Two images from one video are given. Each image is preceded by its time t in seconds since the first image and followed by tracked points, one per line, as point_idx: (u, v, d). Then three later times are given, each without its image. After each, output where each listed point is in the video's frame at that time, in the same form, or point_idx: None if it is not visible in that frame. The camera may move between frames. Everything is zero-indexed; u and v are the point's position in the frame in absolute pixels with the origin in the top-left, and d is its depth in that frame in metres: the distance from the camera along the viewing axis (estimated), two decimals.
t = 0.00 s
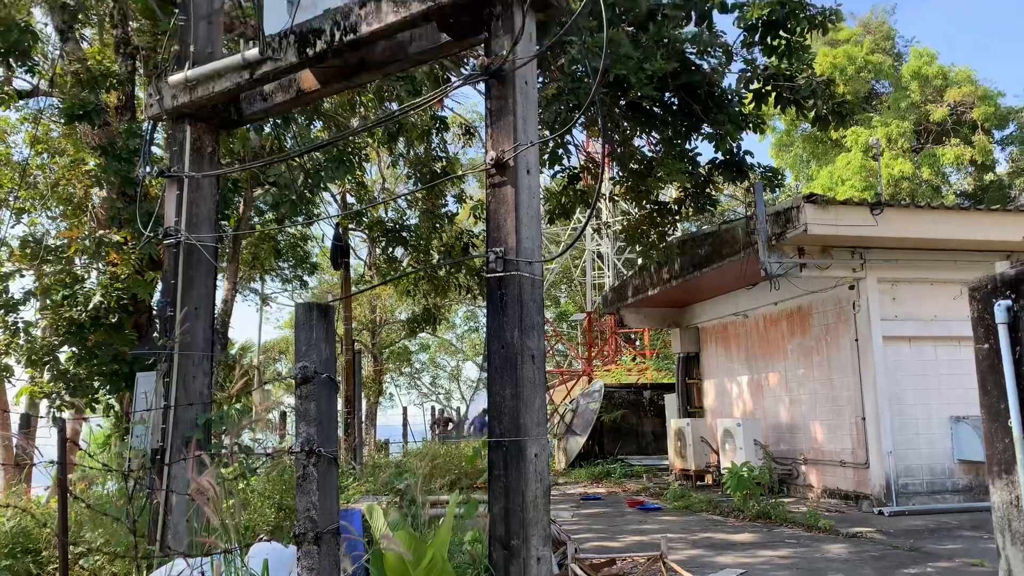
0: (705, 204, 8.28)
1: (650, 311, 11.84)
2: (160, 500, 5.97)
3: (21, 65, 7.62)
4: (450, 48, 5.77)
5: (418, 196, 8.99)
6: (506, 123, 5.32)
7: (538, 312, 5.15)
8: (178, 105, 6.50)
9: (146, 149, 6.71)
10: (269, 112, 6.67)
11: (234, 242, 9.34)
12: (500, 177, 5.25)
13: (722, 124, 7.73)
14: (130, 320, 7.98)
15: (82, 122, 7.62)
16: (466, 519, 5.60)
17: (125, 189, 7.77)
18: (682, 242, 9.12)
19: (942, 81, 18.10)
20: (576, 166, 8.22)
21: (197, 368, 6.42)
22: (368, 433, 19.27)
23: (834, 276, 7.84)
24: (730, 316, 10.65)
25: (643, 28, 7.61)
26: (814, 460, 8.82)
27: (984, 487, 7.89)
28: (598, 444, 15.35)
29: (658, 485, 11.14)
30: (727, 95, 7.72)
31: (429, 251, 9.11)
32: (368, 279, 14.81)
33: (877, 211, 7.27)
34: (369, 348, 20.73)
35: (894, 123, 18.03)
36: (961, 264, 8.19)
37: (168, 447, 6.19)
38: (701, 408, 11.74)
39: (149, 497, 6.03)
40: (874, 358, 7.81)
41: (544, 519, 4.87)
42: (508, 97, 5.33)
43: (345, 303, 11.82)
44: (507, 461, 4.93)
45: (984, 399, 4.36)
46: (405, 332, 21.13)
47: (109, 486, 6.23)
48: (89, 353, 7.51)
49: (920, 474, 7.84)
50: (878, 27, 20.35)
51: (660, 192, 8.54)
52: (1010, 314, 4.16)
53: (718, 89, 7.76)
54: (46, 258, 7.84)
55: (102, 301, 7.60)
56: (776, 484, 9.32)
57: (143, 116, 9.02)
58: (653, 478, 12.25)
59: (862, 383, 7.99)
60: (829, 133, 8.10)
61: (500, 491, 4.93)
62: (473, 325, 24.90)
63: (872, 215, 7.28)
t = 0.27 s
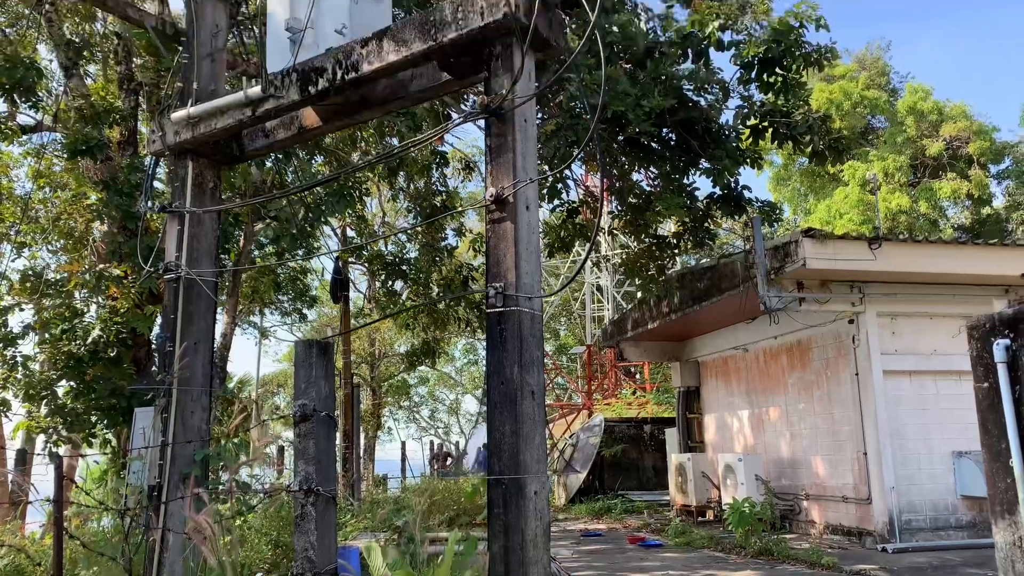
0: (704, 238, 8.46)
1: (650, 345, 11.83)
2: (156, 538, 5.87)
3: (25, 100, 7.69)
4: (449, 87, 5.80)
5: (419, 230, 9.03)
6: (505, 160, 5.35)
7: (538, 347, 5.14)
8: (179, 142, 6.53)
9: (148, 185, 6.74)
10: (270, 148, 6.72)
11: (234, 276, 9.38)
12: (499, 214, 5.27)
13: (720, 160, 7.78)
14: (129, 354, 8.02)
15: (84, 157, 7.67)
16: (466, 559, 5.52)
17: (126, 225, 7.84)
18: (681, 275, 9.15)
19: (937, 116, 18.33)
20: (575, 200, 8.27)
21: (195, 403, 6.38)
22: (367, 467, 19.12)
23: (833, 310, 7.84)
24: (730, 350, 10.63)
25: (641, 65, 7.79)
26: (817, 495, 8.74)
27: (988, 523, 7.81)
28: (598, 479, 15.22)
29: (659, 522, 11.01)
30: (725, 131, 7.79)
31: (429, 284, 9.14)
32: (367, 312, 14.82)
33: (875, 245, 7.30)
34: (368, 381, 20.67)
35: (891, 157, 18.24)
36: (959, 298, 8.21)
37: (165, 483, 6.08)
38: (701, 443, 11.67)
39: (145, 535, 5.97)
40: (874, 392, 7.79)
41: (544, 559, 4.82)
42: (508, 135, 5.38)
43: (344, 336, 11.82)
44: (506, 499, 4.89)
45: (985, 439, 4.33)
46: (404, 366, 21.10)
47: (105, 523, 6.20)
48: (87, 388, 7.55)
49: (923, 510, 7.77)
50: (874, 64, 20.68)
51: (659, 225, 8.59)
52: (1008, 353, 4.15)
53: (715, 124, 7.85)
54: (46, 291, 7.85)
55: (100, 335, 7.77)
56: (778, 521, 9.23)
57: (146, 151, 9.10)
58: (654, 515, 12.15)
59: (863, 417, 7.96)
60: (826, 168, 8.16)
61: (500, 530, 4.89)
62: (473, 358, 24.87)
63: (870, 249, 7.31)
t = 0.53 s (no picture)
0: (704, 269, 8.43)
1: (650, 376, 11.80)
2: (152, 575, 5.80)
3: (28, 134, 7.74)
4: (450, 122, 5.91)
5: (419, 261, 9.05)
6: (506, 193, 5.37)
7: (538, 381, 5.12)
8: (181, 175, 6.57)
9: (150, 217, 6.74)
10: (272, 182, 6.77)
11: (234, 309, 9.41)
12: (500, 246, 5.29)
13: (718, 192, 7.85)
14: (127, 386, 7.94)
15: (87, 190, 7.72)
16: None
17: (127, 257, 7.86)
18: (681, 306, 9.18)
19: (934, 148, 18.60)
20: (574, 232, 8.35)
21: (194, 437, 6.36)
22: (365, 501, 18.95)
23: (834, 342, 7.82)
24: (731, 382, 10.61)
25: (640, 100, 7.99)
26: (820, 528, 8.66)
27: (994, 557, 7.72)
28: (599, 512, 14.74)
29: (661, 555, 10.89)
30: (724, 164, 7.87)
31: (429, 316, 9.15)
32: (367, 344, 14.82)
33: (875, 277, 7.30)
34: (367, 414, 20.58)
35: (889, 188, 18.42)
36: (959, 329, 8.21)
37: (164, 518, 6.07)
38: (703, 475, 11.59)
39: (141, 571, 5.89)
40: (876, 424, 7.76)
41: None
42: (508, 168, 5.41)
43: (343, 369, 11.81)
44: (506, 536, 4.85)
45: (989, 475, 4.30)
46: (403, 398, 21.04)
47: (101, 559, 6.13)
48: (86, 422, 7.48)
49: (928, 544, 7.69)
50: (869, 96, 20.96)
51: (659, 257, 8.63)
52: (1011, 388, 4.14)
53: (714, 157, 7.94)
54: (46, 323, 7.86)
55: (99, 367, 7.68)
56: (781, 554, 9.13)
57: (148, 184, 9.17)
58: (655, 548, 12.01)
59: (865, 449, 7.91)
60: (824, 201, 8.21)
61: (500, 567, 4.84)
62: (472, 390, 24.80)
63: (870, 281, 7.32)
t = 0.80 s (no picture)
0: (704, 297, 8.55)
1: (652, 406, 11.76)
2: None
3: (31, 165, 7.79)
4: (450, 153, 5.90)
5: (419, 290, 9.06)
6: (506, 224, 5.39)
7: (538, 413, 5.10)
8: (182, 207, 6.60)
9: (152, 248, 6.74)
10: (274, 213, 6.80)
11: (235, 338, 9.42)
12: (500, 276, 5.29)
13: (717, 222, 7.92)
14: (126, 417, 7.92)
15: (89, 221, 7.75)
16: None
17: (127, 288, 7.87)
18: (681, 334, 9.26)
19: (932, 176, 18.78)
20: (574, 260, 8.40)
21: (193, 469, 6.32)
22: (364, 533, 18.75)
23: (835, 370, 7.81)
24: (733, 412, 10.57)
25: (638, 129, 8.09)
26: (824, 559, 8.57)
27: None
28: (601, 544, 14.55)
29: None
30: (722, 194, 7.94)
31: (429, 345, 9.14)
32: (366, 374, 14.81)
33: (875, 305, 7.31)
34: (366, 444, 20.47)
35: (887, 216, 18.57)
36: (960, 357, 8.20)
37: (161, 550, 5.99)
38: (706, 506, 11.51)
39: None
40: (879, 452, 7.71)
41: None
42: (508, 199, 5.44)
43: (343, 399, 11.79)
44: (507, 569, 4.80)
45: (993, 507, 4.26)
46: (403, 428, 20.95)
47: None
48: (83, 453, 7.36)
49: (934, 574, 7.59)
50: (866, 125, 21.20)
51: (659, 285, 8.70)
52: (1012, 420, 4.12)
53: (712, 187, 7.99)
54: (46, 353, 7.85)
55: (99, 399, 7.58)
56: None
57: (150, 214, 9.21)
58: None
59: (868, 477, 7.85)
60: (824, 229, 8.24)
61: None
62: (472, 420, 24.71)
63: (870, 309, 7.32)
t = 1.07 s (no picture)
0: (705, 325, 8.59)
1: (653, 433, 11.72)
2: None
3: (33, 195, 7.83)
4: (450, 183, 5.98)
5: (419, 318, 9.07)
6: (506, 253, 5.41)
7: (539, 443, 5.07)
8: (184, 237, 6.62)
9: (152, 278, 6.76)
10: (275, 243, 6.83)
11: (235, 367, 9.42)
12: (500, 305, 5.30)
13: (717, 249, 7.98)
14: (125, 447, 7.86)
15: (90, 251, 7.77)
16: None
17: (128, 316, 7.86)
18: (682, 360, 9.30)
19: (930, 202, 18.92)
20: (574, 287, 8.33)
21: (192, 500, 6.29)
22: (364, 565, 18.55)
23: (837, 397, 7.78)
24: (735, 439, 10.52)
25: (637, 158, 8.16)
26: None
27: None
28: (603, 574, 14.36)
29: None
30: (721, 221, 7.99)
31: (430, 373, 9.12)
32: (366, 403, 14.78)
33: (876, 332, 7.30)
34: (366, 473, 20.35)
35: (887, 242, 18.67)
36: (962, 384, 8.18)
37: None
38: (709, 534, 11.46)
39: None
40: (882, 479, 7.66)
41: None
42: (508, 228, 5.46)
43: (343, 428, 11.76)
44: None
45: (997, 539, 4.22)
46: (403, 457, 20.85)
47: None
48: (82, 483, 7.35)
49: None
50: (864, 152, 21.38)
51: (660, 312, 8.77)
52: (1014, 451, 4.09)
53: (711, 215, 8.02)
54: (45, 383, 7.84)
55: (98, 428, 7.52)
56: None
57: (151, 243, 9.25)
58: None
59: (872, 505, 7.79)
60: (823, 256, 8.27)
61: None
62: (473, 449, 24.60)
63: (871, 335, 7.31)
